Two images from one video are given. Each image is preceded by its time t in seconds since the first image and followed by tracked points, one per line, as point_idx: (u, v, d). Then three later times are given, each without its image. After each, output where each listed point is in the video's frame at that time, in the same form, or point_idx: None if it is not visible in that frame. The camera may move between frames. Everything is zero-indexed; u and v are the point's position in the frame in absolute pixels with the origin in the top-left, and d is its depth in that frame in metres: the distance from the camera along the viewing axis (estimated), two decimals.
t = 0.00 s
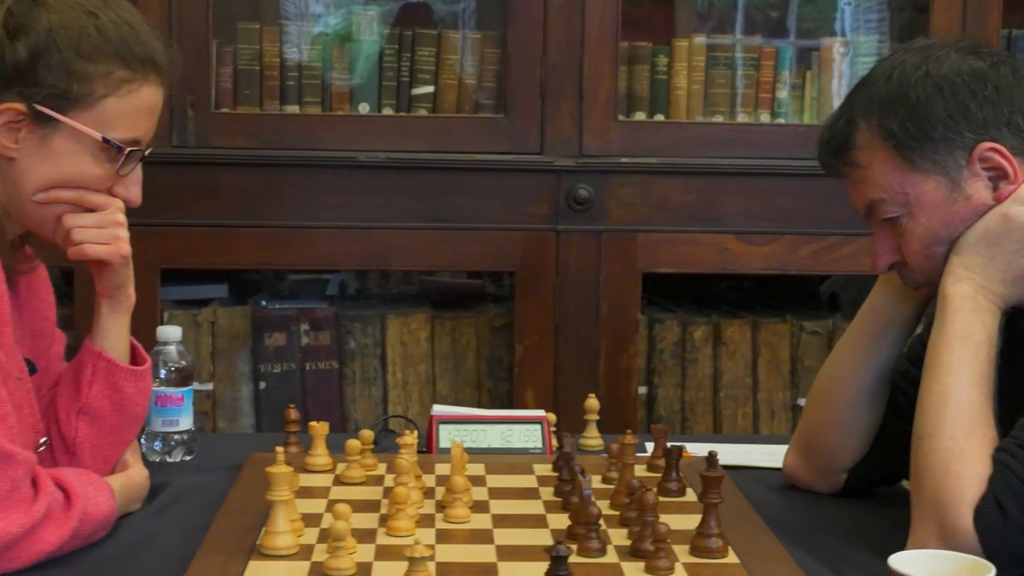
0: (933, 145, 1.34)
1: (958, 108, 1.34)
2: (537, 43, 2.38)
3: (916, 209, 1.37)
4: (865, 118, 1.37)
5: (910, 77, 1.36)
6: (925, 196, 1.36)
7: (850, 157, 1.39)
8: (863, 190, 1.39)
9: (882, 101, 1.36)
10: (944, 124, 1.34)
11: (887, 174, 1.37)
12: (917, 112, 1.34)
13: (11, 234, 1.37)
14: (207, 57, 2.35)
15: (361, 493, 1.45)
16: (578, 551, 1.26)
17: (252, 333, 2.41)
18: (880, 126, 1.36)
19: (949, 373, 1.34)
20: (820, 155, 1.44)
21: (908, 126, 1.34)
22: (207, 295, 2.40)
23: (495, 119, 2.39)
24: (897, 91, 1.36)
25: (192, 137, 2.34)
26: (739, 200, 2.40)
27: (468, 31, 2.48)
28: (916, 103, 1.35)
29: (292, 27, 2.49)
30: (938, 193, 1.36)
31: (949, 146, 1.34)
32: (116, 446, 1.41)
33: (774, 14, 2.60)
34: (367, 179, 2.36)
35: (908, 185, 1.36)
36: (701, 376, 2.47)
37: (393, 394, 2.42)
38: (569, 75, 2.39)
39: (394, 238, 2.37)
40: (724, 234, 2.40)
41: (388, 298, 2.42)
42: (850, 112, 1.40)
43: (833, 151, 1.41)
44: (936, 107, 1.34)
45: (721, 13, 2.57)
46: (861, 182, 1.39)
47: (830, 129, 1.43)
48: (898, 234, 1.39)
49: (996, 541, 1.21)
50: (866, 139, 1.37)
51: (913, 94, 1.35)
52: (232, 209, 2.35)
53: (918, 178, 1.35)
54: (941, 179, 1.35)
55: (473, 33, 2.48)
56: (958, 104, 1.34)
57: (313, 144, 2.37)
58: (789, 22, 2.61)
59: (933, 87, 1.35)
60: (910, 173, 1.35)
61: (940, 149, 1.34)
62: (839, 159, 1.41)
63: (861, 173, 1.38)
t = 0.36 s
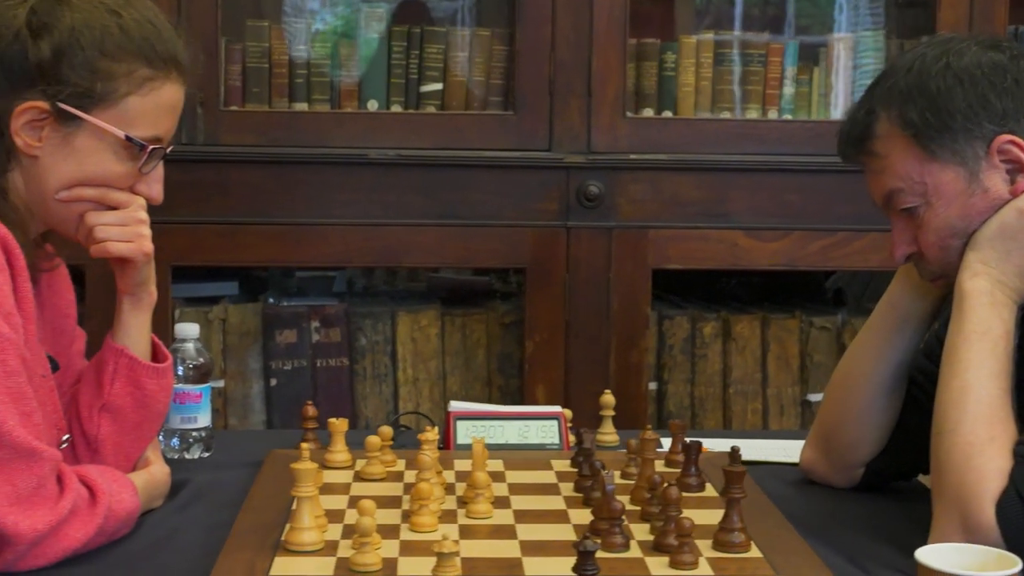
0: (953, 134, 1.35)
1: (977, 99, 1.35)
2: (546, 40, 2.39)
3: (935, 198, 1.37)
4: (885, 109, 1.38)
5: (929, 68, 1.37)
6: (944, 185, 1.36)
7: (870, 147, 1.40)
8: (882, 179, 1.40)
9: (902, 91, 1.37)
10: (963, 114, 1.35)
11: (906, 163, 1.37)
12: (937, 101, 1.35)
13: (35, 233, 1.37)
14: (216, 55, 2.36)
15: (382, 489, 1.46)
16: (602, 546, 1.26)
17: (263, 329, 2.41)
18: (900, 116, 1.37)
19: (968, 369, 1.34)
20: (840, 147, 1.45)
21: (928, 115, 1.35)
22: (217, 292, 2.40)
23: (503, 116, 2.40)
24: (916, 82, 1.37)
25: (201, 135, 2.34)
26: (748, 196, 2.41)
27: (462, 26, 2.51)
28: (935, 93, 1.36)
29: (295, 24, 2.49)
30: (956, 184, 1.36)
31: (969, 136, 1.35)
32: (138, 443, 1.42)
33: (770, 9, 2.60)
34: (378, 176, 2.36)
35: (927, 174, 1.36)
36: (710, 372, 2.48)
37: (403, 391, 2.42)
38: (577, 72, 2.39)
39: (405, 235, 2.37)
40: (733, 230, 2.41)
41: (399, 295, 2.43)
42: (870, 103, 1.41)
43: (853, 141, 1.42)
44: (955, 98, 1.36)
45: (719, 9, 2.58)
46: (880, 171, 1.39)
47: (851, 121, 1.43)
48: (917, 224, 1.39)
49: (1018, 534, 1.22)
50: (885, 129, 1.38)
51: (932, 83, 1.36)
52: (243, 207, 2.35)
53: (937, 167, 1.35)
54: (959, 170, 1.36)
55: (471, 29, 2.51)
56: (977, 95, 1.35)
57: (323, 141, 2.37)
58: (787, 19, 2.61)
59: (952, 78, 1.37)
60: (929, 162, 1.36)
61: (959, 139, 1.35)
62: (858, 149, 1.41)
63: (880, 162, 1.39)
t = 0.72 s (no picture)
0: (971, 125, 1.36)
1: (996, 91, 1.36)
2: (553, 39, 2.39)
3: (953, 189, 1.38)
4: (904, 101, 1.40)
5: (948, 60, 1.38)
6: (961, 176, 1.37)
7: (888, 138, 1.41)
8: (899, 170, 1.41)
9: (921, 82, 1.39)
10: (981, 105, 1.36)
11: (924, 154, 1.38)
12: (955, 93, 1.36)
13: (56, 233, 1.37)
14: (223, 55, 2.36)
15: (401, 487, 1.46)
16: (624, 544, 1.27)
17: (273, 328, 2.41)
18: (919, 107, 1.38)
19: (986, 364, 1.34)
20: (859, 139, 1.46)
21: (947, 107, 1.36)
22: (227, 292, 2.40)
23: (510, 114, 2.40)
24: (935, 74, 1.38)
25: (209, 135, 2.34)
26: (756, 194, 2.42)
27: (465, 25, 2.51)
28: (954, 85, 1.37)
29: (300, 23, 2.49)
30: (974, 175, 1.38)
31: (987, 127, 1.36)
32: (158, 443, 1.42)
33: (766, 8, 2.60)
34: (388, 175, 2.37)
35: (945, 165, 1.37)
36: (718, 369, 2.49)
37: (413, 389, 2.44)
38: (584, 70, 2.40)
39: (415, 234, 2.38)
40: (742, 228, 2.42)
41: (408, 294, 2.44)
42: (889, 95, 1.42)
43: (871, 132, 1.43)
44: (974, 89, 1.37)
45: (716, 9, 2.58)
46: (897, 162, 1.41)
47: (870, 113, 1.45)
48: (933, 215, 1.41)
49: None
50: (904, 120, 1.39)
51: (950, 74, 1.37)
52: (253, 207, 2.35)
53: (955, 158, 1.37)
54: (976, 160, 1.37)
55: (468, 26, 2.52)
56: (996, 86, 1.36)
57: (332, 140, 2.37)
58: (785, 17, 2.61)
59: (971, 69, 1.37)
60: (946, 153, 1.37)
61: (977, 130, 1.36)
62: (876, 141, 1.43)
63: (898, 153, 1.40)
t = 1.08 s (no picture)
0: (989, 114, 1.37)
1: (1015, 81, 1.38)
2: (559, 37, 2.39)
3: (971, 177, 1.40)
4: (922, 90, 1.42)
5: (967, 51, 1.41)
6: (979, 165, 1.39)
7: (905, 127, 1.44)
8: (916, 160, 1.43)
9: (939, 72, 1.41)
10: (1000, 94, 1.38)
11: (942, 142, 1.40)
12: (974, 82, 1.38)
13: (74, 232, 1.38)
14: (231, 56, 2.37)
15: (419, 485, 1.47)
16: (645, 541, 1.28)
17: (282, 328, 2.43)
18: (937, 96, 1.40)
19: (1004, 360, 1.35)
20: (876, 132, 1.49)
21: (965, 96, 1.38)
22: (236, 291, 2.41)
23: (517, 113, 2.41)
24: (953, 64, 1.41)
25: (217, 135, 2.35)
26: (763, 192, 2.43)
27: (470, 24, 2.51)
28: (972, 74, 1.39)
29: (304, 24, 2.48)
30: (992, 164, 1.39)
31: (1005, 117, 1.38)
32: (177, 442, 1.42)
33: (762, 7, 2.58)
34: (397, 174, 2.37)
35: (963, 154, 1.39)
36: (727, 367, 2.50)
37: (422, 388, 2.45)
38: (591, 69, 2.40)
39: (424, 232, 2.38)
40: (750, 226, 2.42)
41: (415, 293, 2.45)
42: (907, 87, 1.45)
43: (888, 122, 1.46)
44: (993, 79, 1.38)
45: (712, 7, 2.57)
46: (915, 152, 1.43)
47: (888, 105, 1.47)
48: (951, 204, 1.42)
49: None
50: (921, 110, 1.42)
51: (968, 64, 1.40)
52: (262, 206, 2.35)
53: (973, 146, 1.38)
54: (993, 150, 1.38)
55: (468, 26, 2.52)
56: (1015, 76, 1.38)
57: (340, 139, 2.37)
58: (783, 16, 2.59)
59: (990, 59, 1.39)
60: (965, 141, 1.38)
61: (995, 119, 1.37)
62: (894, 131, 1.46)
63: (916, 143, 1.42)
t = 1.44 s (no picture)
0: (1006, 105, 1.40)
1: None
2: (565, 37, 2.40)
3: (988, 168, 1.42)
4: (940, 83, 1.44)
5: (984, 44, 1.43)
6: (996, 155, 1.42)
7: (923, 120, 1.45)
8: (934, 152, 1.45)
9: (956, 65, 1.43)
10: (1017, 85, 1.40)
11: (960, 134, 1.42)
12: (991, 74, 1.40)
13: (92, 232, 1.38)
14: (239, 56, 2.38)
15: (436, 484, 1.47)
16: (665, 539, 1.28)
17: (290, 326, 2.41)
18: (955, 88, 1.42)
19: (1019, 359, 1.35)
20: (892, 126, 1.50)
21: (983, 88, 1.40)
22: (245, 291, 2.41)
23: (524, 113, 2.41)
24: (971, 57, 1.42)
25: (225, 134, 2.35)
26: (771, 191, 2.44)
27: (475, 23, 2.48)
28: (990, 66, 1.41)
29: (304, 24, 2.47)
30: (1008, 155, 1.42)
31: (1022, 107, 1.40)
32: (194, 441, 1.42)
33: (757, 7, 2.55)
34: (405, 174, 2.38)
35: (980, 145, 1.41)
36: (735, 365, 2.50)
37: (430, 387, 2.45)
38: (597, 69, 2.40)
39: (433, 232, 2.40)
40: (757, 225, 2.44)
41: (423, 293, 2.45)
42: (925, 81, 1.47)
43: (906, 116, 1.47)
44: (1010, 71, 1.40)
45: (708, 7, 2.52)
46: (932, 144, 1.45)
47: (904, 99, 1.49)
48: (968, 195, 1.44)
49: None
50: (939, 102, 1.43)
51: (985, 57, 1.41)
52: (271, 206, 2.36)
53: (991, 138, 1.41)
54: (1011, 140, 1.41)
55: (468, 26, 2.50)
56: None
57: (348, 138, 2.37)
58: (778, 15, 2.56)
59: (1007, 51, 1.41)
60: (982, 132, 1.41)
61: (1013, 110, 1.40)
62: (911, 123, 1.47)
63: (933, 135, 1.44)
